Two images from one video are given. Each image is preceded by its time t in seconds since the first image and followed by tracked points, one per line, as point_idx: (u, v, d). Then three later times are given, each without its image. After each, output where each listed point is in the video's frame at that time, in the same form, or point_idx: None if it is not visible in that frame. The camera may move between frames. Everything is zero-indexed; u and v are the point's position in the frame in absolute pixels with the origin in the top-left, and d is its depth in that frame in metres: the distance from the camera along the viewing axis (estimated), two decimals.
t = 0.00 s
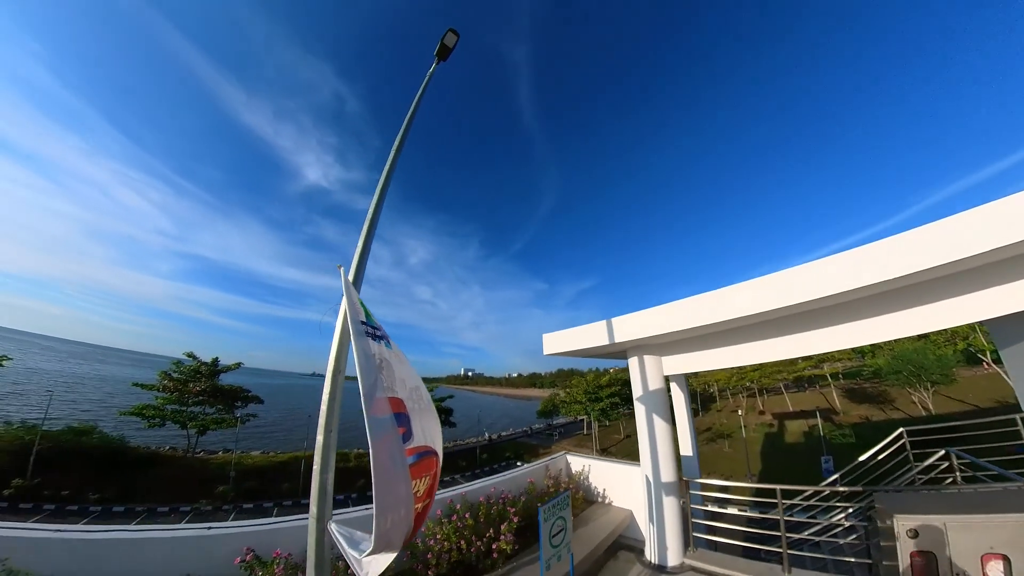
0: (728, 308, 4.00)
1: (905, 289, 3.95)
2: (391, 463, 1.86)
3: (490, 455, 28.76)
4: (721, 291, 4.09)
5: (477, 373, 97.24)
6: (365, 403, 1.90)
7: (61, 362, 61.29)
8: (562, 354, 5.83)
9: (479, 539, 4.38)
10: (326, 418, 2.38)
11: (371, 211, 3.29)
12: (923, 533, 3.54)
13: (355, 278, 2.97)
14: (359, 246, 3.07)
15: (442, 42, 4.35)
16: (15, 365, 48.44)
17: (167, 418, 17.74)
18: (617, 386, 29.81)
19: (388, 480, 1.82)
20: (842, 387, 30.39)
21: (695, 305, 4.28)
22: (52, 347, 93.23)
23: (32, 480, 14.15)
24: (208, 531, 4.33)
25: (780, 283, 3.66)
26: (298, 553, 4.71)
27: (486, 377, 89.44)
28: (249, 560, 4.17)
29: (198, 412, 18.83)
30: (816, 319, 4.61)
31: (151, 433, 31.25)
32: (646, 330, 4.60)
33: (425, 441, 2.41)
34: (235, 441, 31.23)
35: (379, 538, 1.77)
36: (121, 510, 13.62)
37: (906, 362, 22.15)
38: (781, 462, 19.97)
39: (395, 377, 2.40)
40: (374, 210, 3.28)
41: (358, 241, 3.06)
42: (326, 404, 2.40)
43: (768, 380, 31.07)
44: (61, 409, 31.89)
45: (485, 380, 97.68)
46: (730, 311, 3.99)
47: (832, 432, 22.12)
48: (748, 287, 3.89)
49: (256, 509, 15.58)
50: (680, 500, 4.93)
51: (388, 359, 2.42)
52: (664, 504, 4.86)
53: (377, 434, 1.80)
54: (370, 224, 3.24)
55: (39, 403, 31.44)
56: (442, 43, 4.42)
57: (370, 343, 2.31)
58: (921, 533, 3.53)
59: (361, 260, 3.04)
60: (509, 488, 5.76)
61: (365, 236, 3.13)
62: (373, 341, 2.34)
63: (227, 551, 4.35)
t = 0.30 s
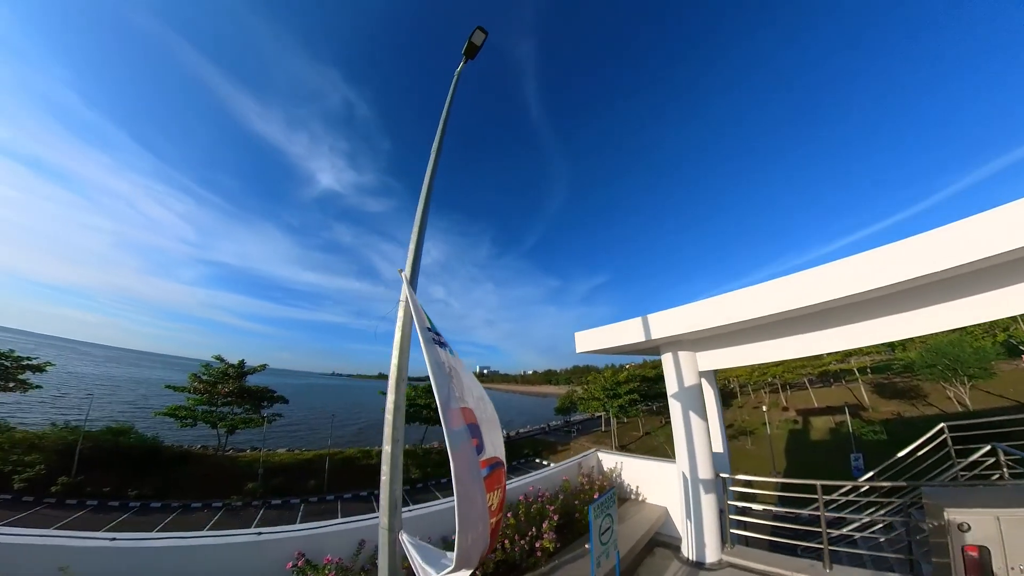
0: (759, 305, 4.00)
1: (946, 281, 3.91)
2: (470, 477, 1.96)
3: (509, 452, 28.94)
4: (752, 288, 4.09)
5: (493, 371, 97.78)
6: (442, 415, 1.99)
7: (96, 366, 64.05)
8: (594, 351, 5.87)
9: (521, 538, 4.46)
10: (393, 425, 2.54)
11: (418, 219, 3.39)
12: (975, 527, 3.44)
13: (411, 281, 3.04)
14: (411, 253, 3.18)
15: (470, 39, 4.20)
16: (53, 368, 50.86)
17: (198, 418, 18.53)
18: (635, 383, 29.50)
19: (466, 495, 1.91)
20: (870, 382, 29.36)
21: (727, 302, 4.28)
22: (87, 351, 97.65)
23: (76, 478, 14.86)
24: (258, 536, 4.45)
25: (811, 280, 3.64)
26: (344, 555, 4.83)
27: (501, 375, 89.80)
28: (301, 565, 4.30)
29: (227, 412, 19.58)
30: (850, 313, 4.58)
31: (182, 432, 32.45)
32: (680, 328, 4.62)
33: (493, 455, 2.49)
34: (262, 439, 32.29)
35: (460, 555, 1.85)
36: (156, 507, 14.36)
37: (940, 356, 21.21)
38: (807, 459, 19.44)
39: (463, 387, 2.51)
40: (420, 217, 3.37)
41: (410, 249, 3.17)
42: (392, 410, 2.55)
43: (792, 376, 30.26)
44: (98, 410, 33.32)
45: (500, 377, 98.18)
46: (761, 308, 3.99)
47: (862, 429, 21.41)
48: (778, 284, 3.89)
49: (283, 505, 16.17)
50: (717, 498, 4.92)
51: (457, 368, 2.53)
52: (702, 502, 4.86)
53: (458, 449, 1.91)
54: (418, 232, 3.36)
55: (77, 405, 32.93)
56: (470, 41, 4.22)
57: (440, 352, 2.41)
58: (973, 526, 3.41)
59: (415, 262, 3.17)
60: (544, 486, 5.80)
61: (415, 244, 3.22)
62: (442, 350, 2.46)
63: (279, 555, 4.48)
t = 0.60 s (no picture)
0: (799, 296, 4.03)
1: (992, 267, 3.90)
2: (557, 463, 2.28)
3: (527, 448, 29.16)
4: (791, 279, 4.12)
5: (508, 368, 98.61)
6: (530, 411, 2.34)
7: (131, 368, 67.28)
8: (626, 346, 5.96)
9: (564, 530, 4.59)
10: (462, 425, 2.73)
11: (470, 217, 3.51)
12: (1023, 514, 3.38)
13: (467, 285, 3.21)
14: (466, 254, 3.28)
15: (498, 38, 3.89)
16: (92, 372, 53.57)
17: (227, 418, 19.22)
18: (654, 379, 29.18)
19: (558, 480, 2.21)
20: (901, 376, 28.29)
21: (765, 293, 4.32)
22: (123, 355, 102.46)
23: (117, 474, 15.69)
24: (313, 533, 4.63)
25: (852, 270, 3.67)
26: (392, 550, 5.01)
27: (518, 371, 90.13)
28: (354, 562, 4.47)
29: (254, 411, 20.30)
30: (890, 302, 4.56)
31: (214, 431, 33.84)
32: (716, 320, 4.66)
33: (574, 443, 2.89)
34: (287, 437, 33.33)
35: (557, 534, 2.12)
36: (191, 502, 15.11)
37: (977, 349, 20.33)
38: (835, 455, 18.96)
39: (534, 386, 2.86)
40: (471, 217, 3.50)
41: (465, 249, 3.28)
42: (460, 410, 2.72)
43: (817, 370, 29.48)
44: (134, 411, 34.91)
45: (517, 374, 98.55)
46: (800, 299, 4.03)
47: (892, 425, 20.76)
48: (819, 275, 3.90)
49: (310, 500, 16.77)
50: (753, 490, 4.94)
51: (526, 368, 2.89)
52: (738, 494, 4.89)
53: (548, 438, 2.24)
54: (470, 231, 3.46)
55: (117, 406, 34.70)
56: (497, 40, 3.90)
57: (514, 355, 2.78)
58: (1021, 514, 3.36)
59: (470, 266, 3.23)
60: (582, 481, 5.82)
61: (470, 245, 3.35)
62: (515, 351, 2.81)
63: (333, 551, 4.68)
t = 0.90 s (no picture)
0: (842, 288, 3.91)
1: None
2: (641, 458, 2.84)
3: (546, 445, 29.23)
4: (833, 270, 4.00)
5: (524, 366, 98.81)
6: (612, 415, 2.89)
7: (162, 370, 70.31)
8: (660, 340, 6.00)
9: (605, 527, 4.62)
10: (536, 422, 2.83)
11: (522, 213, 3.57)
12: None
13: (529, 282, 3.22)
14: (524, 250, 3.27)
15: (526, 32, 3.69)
16: (126, 374, 56.06)
17: (255, 417, 19.88)
18: (674, 375, 28.75)
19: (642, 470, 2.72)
20: (934, 370, 27.11)
21: (806, 285, 4.20)
22: (155, 357, 106.92)
23: (153, 471, 16.52)
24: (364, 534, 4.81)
25: (896, 260, 3.54)
26: (441, 548, 5.19)
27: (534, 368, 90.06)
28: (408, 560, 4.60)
29: (279, 410, 21.00)
30: (934, 291, 4.39)
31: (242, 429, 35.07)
32: (756, 313, 4.60)
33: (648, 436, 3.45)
34: (311, 435, 34.27)
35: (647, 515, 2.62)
36: (223, 497, 15.81)
37: (1018, 341, 19.35)
38: (864, 452, 18.39)
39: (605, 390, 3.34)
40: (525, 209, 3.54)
41: (521, 248, 3.20)
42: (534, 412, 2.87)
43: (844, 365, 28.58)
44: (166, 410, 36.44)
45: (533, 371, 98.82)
46: (843, 291, 3.91)
47: (926, 421, 20.00)
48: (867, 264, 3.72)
49: (335, 495, 17.32)
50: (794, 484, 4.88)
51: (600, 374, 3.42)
52: (779, 489, 4.84)
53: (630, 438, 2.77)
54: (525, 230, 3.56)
55: (150, 407, 36.26)
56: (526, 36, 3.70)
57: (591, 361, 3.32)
58: None
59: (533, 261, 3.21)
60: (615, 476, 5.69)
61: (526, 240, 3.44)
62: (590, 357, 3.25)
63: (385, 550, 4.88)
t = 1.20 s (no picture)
0: (885, 274, 3.77)
1: None
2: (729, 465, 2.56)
3: (565, 441, 29.22)
4: (875, 255, 3.87)
5: (541, 362, 99.21)
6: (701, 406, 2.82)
7: (192, 372, 73.17)
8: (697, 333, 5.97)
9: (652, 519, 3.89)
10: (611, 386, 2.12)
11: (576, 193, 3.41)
12: None
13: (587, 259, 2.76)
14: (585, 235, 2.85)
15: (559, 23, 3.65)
16: (159, 377, 58.61)
17: (280, 415, 20.65)
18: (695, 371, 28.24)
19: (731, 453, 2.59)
20: (971, 364, 25.92)
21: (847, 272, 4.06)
22: (184, 360, 111.23)
23: (186, 467, 17.28)
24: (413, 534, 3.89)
25: (936, 246, 3.42)
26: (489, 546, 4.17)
27: (551, 365, 90.06)
28: (460, 562, 3.67)
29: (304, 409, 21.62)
30: (982, 277, 4.20)
31: (269, 427, 36.27)
32: (796, 302, 4.50)
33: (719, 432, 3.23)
34: (335, 432, 35.11)
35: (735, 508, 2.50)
36: (252, 492, 16.49)
37: None
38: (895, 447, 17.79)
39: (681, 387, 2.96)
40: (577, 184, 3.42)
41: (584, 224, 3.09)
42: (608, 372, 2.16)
43: (874, 359, 27.57)
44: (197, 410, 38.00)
45: (548, 368, 98.99)
46: (887, 277, 3.76)
47: (962, 416, 19.17)
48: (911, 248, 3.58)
49: (358, 491, 17.76)
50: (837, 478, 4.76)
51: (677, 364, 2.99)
52: (819, 483, 4.73)
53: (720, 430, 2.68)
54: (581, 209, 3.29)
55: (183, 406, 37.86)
56: (560, 26, 3.69)
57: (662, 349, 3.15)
58: None
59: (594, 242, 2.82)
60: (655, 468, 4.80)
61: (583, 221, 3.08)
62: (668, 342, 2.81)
63: (436, 550, 3.93)
